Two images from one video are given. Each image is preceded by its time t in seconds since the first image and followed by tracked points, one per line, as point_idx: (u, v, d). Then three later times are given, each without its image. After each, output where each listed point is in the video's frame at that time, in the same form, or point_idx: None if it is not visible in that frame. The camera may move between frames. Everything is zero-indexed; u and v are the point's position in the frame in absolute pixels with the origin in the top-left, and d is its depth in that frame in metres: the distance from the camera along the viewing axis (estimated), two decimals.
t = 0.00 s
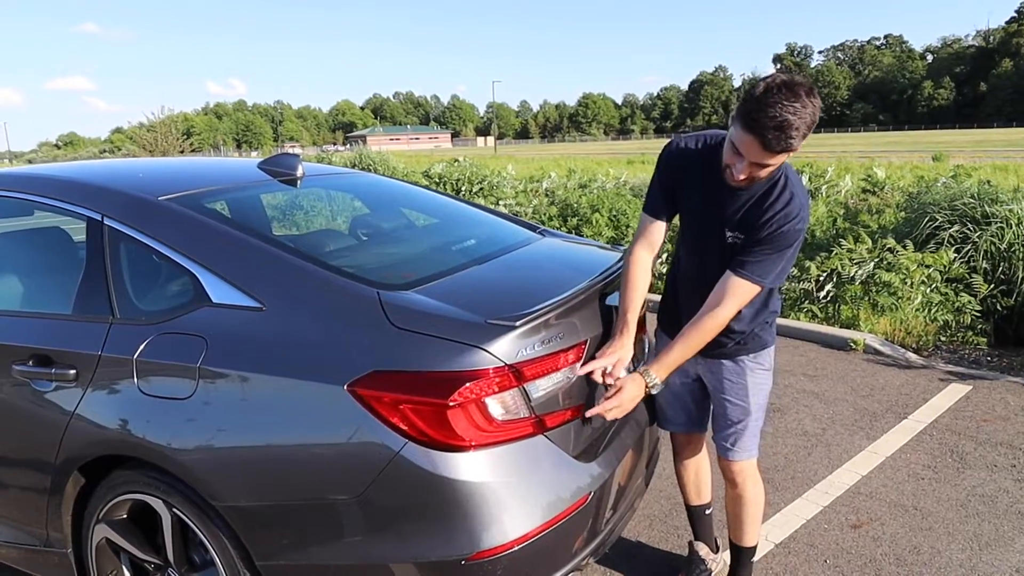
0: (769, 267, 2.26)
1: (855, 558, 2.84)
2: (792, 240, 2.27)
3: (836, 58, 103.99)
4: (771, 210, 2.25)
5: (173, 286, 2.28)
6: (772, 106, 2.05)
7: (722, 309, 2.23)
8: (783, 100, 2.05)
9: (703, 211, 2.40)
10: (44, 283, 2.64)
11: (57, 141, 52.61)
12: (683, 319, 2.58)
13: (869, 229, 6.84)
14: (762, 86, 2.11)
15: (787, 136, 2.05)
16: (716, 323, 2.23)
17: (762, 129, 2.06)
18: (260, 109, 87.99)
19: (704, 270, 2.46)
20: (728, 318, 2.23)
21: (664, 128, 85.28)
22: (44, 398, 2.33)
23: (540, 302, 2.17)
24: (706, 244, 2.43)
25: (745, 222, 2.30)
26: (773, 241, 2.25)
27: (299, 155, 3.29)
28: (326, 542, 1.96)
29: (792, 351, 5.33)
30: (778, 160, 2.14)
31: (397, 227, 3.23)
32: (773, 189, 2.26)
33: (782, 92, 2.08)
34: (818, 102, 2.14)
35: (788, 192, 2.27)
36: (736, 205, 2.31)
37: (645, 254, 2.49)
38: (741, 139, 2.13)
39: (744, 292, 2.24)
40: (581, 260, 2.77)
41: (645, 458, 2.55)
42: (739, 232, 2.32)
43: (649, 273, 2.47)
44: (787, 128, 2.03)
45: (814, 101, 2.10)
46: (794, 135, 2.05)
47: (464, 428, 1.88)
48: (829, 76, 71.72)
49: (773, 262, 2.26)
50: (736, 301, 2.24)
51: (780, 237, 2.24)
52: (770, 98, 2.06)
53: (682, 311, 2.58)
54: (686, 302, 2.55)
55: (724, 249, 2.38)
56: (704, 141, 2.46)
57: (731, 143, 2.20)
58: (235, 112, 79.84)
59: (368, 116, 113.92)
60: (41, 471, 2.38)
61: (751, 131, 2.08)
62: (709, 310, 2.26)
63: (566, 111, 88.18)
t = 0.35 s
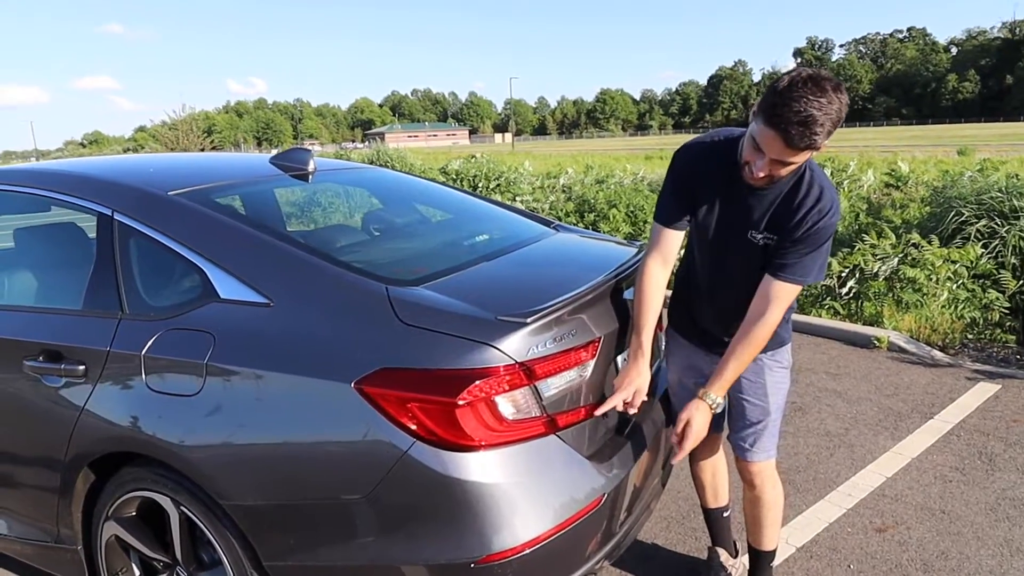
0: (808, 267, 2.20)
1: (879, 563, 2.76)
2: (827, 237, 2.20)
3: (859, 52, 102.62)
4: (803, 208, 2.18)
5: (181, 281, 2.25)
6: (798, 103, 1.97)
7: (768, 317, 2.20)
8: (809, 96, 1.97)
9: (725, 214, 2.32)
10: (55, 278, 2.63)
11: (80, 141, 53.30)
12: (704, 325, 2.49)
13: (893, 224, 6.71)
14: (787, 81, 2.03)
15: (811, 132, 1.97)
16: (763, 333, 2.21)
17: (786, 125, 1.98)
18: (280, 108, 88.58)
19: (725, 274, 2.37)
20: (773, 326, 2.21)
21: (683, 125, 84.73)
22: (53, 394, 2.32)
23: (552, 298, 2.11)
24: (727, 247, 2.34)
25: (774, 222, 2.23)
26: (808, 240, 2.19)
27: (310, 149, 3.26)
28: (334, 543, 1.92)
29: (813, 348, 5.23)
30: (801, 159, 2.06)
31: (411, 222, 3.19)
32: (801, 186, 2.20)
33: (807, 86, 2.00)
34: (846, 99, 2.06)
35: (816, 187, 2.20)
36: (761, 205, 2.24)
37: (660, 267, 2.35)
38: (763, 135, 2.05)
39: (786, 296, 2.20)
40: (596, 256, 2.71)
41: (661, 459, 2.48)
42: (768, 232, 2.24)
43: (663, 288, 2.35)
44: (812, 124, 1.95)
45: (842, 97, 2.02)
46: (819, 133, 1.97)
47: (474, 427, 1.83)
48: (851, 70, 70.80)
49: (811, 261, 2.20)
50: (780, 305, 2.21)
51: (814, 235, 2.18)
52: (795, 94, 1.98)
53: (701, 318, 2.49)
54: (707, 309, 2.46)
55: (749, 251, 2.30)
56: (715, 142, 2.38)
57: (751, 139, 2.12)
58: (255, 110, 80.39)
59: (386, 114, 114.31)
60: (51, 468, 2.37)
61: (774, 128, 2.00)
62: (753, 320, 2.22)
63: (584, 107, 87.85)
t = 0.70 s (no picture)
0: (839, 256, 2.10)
1: None
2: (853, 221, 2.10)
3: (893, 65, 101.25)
4: (821, 195, 2.09)
5: (179, 294, 2.21)
6: (796, 58, 1.96)
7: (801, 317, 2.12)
8: (807, 51, 1.97)
9: (738, 215, 2.22)
10: (60, 292, 2.62)
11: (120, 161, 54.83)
12: (725, 339, 2.36)
13: (926, 237, 6.51)
14: (780, 47, 2.04)
15: (816, 83, 1.93)
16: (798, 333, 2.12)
17: (789, 80, 1.95)
18: (312, 127, 90.02)
19: (745, 280, 2.26)
20: (808, 326, 2.13)
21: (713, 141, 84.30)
22: (53, 409, 2.30)
23: (555, 311, 2.03)
24: (744, 250, 2.23)
25: (793, 214, 2.14)
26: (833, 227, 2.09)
27: (320, 164, 3.24)
28: (326, 567, 1.85)
29: (843, 366, 5.06)
30: (813, 121, 1.99)
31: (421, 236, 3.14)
32: (814, 173, 2.12)
33: (802, 47, 2.00)
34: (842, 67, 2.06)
35: (830, 172, 2.12)
36: (776, 200, 2.16)
37: (670, 273, 2.27)
38: (767, 103, 2.01)
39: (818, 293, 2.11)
40: (606, 269, 2.62)
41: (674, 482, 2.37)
42: (789, 226, 2.15)
43: (674, 294, 2.27)
44: (814, 74, 1.93)
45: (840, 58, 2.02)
46: (824, 82, 1.94)
47: (471, 447, 1.75)
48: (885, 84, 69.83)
49: (843, 249, 2.09)
50: (813, 304, 2.12)
51: (839, 222, 2.09)
52: (793, 50, 1.98)
53: (721, 331, 2.36)
54: (727, 319, 2.34)
55: (769, 251, 2.19)
56: (716, 143, 2.29)
57: (756, 117, 2.06)
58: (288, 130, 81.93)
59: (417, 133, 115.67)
60: (51, 483, 2.34)
61: (777, 87, 1.97)
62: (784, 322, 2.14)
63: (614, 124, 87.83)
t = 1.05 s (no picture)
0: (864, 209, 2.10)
1: None
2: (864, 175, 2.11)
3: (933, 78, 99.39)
4: (823, 161, 2.09)
5: (169, 307, 2.18)
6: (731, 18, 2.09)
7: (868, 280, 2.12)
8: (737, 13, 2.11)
9: (745, 207, 2.14)
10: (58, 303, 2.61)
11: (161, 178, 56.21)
12: (750, 341, 2.23)
13: (962, 252, 6.28)
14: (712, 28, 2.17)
15: (762, 21, 2.03)
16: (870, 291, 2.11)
17: (736, 28, 2.04)
18: (347, 144, 91.32)
19: (763, 271, 2.16)
20: (877, 285, 2.13)
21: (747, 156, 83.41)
22: (45, 421, 2.29)
23: (546, 326, 1.96)
24: (759, 240, 2.15)
25: (801, 187, 2.10)
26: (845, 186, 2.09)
27: (320, 176, 3.22)
28: None
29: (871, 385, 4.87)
30: (775, 58, 2.04)
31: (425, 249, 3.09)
32: (807, 144, 2.11)
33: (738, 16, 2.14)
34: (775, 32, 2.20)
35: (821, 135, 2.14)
36: (778, 178, 2.12)
37: (665, 295, 2.19)
38: (727, 62, 2.06)
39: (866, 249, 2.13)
40: (608, 282, 2.54)
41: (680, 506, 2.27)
42: (802, 199, 2.11)
43: (670, 316, 2.18)
44: (757, 16, 2.04)
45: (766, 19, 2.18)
46: (767, 19, 2.04)
47: (451, 467, 1.68)
48: (924, 97, 68.53)
49: (868, 203, 2.10)
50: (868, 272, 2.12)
51: (848, 180, 2.09)
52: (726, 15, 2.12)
53: (746, 333, 2.23)
54: (750, 320, 2.22)
55: (786, 233, 2.12)
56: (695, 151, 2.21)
57: (722, 84, 2.08)
58: (323, 147, 83.25)
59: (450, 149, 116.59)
60: (43, 497, 2.33)
61: (724, 42, 2.06)
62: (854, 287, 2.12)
63: (646, 139, 87.51)
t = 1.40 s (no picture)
0: (888, 195, 2.07)
1: None
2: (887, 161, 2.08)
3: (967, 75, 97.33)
4: (847, 146, 2.04)
5: (161, 310, 2.17)
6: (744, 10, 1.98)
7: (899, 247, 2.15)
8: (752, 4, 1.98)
9: (765, 195, 2.05)
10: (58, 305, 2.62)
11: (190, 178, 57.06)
12: (772, 338, 2.13)
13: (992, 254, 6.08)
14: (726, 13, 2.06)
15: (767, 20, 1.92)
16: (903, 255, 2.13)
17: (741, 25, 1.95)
18: (373, 144, 91.91)
19: (786, 262, 2.07)
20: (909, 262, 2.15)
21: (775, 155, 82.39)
22: (41, 424, 2.29)
23: (539, 332, 1.90)
24: (780, 231, 2.06)
25: (825, 173, 2.03)
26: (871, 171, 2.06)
27: (323, 177, 3.20)
28: None
29: (894, 391, 4.73)
30: (784, 58, 1.93)
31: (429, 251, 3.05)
32: (828, 130, 2.05)
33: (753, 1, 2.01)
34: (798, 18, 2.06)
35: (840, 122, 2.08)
36: (800, 164, 2.03)
37: (674, 287, 2.11)
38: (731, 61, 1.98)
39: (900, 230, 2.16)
40: (610, 285, 2.48)
41: (681, 515, 2.21)
42: (826, 185, 2.03)
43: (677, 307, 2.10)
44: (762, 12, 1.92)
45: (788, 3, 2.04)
46: (777, 17, 1.92)
47: (434, 477, 1.64)
48: (958, 94, 67.10)
49: (893, 188, 2.07)
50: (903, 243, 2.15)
51: (873, 166, 2.05)
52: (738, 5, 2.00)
53: (768, 328, 2.13)
54: (772, 314, 2.12)
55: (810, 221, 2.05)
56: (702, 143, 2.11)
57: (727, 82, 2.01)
58: (349, 148, 83.92)
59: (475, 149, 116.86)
60: (40, 499, 2.33)
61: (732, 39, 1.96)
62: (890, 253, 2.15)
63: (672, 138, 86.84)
